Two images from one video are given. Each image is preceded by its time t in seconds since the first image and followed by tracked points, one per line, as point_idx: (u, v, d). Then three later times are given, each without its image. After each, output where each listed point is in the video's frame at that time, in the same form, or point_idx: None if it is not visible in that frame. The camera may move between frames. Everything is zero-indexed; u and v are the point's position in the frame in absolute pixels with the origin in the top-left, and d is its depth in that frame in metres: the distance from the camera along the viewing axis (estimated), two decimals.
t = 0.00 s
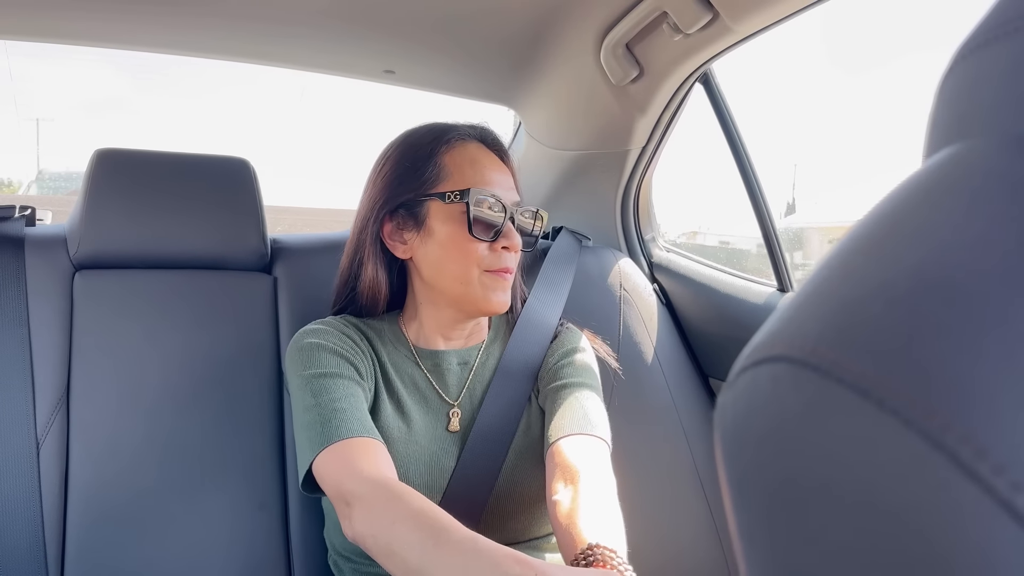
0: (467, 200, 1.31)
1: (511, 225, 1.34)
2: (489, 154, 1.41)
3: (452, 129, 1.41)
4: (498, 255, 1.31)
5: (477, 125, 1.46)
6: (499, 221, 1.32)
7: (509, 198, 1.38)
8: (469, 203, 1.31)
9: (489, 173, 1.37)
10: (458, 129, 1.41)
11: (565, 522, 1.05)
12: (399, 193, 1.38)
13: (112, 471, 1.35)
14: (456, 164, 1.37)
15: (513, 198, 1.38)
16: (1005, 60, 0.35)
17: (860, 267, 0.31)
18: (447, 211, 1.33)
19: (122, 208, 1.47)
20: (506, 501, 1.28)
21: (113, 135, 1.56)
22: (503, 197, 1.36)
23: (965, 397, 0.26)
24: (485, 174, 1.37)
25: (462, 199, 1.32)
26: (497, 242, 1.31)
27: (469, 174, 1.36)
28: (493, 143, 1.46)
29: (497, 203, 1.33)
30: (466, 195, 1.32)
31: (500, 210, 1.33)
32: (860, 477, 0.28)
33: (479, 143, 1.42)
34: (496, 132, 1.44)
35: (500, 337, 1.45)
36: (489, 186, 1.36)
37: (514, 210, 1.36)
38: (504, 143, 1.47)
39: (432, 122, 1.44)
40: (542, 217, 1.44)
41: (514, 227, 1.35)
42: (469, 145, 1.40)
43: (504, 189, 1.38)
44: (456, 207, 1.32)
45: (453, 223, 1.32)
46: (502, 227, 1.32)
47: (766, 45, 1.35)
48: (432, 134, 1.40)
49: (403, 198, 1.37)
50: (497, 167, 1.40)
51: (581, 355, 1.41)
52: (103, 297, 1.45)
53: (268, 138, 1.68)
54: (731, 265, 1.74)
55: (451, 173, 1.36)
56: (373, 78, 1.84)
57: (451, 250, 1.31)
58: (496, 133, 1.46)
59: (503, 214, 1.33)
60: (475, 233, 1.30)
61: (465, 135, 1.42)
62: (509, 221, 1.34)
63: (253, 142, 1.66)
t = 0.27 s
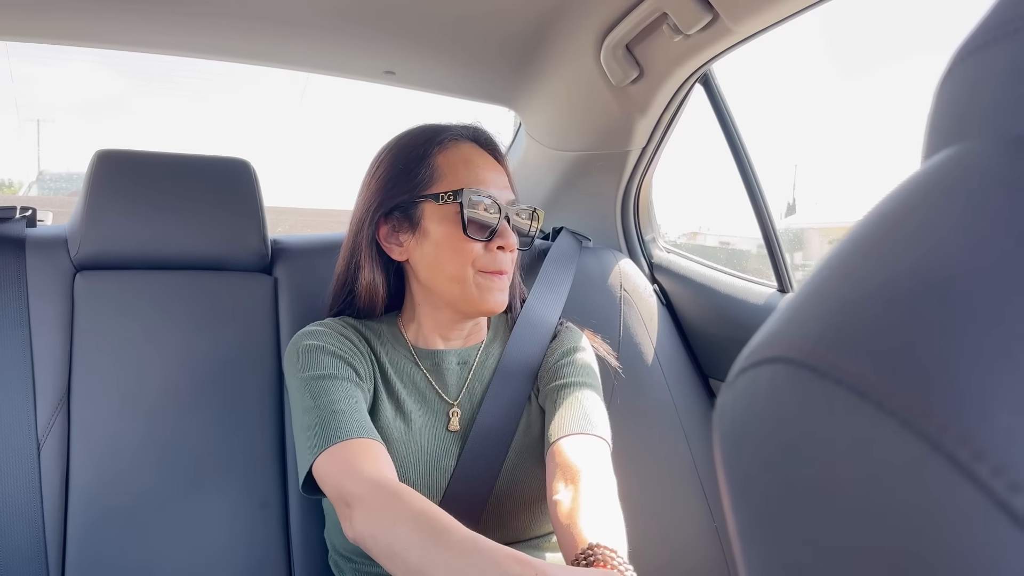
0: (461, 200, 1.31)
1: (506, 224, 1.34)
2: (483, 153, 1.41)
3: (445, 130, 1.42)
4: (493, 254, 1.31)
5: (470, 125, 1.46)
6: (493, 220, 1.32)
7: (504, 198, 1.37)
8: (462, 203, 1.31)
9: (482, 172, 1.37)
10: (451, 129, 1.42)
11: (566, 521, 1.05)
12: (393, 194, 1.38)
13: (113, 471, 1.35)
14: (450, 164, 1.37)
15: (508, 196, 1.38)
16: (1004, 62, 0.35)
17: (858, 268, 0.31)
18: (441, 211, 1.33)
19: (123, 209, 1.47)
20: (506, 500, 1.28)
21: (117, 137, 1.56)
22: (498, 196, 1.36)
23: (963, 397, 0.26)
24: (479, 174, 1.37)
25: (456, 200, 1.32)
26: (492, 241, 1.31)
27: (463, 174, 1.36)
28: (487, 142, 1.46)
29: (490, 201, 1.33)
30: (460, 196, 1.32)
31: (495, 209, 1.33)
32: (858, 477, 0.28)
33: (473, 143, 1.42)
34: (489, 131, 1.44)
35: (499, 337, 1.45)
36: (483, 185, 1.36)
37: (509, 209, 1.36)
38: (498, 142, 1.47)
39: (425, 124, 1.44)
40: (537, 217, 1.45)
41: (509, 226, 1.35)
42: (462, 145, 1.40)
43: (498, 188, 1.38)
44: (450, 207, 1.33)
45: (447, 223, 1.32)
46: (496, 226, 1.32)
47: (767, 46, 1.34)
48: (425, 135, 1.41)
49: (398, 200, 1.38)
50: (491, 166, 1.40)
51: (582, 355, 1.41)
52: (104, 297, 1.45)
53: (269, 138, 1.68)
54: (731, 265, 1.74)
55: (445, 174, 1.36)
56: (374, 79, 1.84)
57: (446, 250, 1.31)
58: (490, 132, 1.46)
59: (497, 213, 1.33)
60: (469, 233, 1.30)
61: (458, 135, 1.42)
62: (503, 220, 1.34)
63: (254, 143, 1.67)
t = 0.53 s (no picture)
0: (459, 200, 1.31)
1: (504, 224, 1.34)
2: (480, 153, 1.41)
3: (441, 130, 1.42)
4: (491, 254, 1.31)
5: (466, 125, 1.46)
6: (491, 220, 1.32)
7: (502, 197, 1.37)
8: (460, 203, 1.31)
9: (479, 172, 1.37)
10: (447, 130, 1.42)
11: (568, 521, 1.05)
12: (391, 196, 1.38)
13: (114, 472, 1.35)
14: (446, 165, 1.37)
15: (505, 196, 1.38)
16: (1005, 63, 0.35)
17: (860, 269, 0.31)
18: (439, 212, 1.33)
19: (124, 210, 1.47)
20: (506, 500, 1.28)
21: (117, 137, 1.56)
22: (496, 197, 1.36)
23: (964, 397, 0.26)
24: (476, 173, 1.37)
25: (454, 200, 1.32)
26: (490, 241, 1.31)
27: (459, 175, 1.36)
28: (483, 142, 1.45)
29: (488, 200, 1.33)
30: (458, 196, 1.32)
31: (493, 209, 1.33)
32: (859, 477, 0.28)
33: (469, 143, 1.42)
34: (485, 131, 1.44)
35: (499, 336, 1.46)
36: (480, 185, 1.36)
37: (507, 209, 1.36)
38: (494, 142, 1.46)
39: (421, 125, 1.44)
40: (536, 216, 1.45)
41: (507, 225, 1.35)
42: (459, 145, 1.40)
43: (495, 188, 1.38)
44: (447, 208, 1.33)
45: (446, 223, 1.32)
46: (494, 225, 1.32)
47: (767, 47, 1.35)
48: (421, 136, 1.41)
49: (395, 201, 1.38)
50: (487, 165, 1.40)
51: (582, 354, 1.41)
52: (105, 298, 1.46)
53: (270, 139, 1.69)
54: (732, 266, 1.74)
55: (442, 174, 1.36)
56: (375, 80, 1.85)
57: (444, 251, 1.32)
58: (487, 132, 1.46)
59: (494, 212, 1.33)
60: (467, 233, 1.31)
61: (454, 136, 1.42)
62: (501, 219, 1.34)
63: (255, 144, 1.67)
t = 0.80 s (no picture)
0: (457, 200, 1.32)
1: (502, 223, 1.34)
2: (477, 153, 1.42)
3: (438, 131, 1.42)
4: (490, 253, 1.31)
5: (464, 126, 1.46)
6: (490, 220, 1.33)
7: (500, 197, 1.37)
8: (458, 203, 1.32)
9: (477, 172, 1.38)
10: (445, 131, 1.42)
11: (570, 521, 1.05)
12: (389, 197, 1.39)
13: (115, 473, 1.35)
14: (445, 165, 1.37)
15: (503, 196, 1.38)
16: (1003, 64, 0.35)
17: (859, 269, 0.31)
18: (437, 212, 1.33)
19: (125, 211, 1.47)
20: (507, 500, 1.28)
21: (115, 137, 1.57)
22: (494, 197, 1.36)
23: (963, 397, 0.27)
24: (474, 174, 1.37)
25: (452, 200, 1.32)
26: (489, 240, 1.31)
27: (457, 175, 1.36)
28: (481, 142, 1.46)
29: (486, 200, 1.33)
30: (456, 196, 1.32)
31: (491, 209, 1.33)
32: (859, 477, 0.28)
33: (467, 143, 1.43)
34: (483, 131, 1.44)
35: (499, 336, 1.46)
36: (478, 185, 1.36)
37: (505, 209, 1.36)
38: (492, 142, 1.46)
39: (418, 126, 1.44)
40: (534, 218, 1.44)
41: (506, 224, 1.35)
42: (457, 145, 1.41)
43: (493, 188, 1.38)
44: (446, 208, 1.33)
45: (444, 224, 1.32)
46: (492, 225, 1.33)
47: (767, 48, 1.35)
48: (419, 137, 1.41)
49: (393, 202, 1.38)
50: (485, 165, 1.41)
51: (583, 354, 1.41)
52: (106, 299, 1.46)
53: (270, 140, 1.70)
54: (732, 266, 1.74)
55: (440, 175, 1.36)
56: (376, 81, 1.85)
57: (443, 251, 1.32)
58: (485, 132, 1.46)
59: (492, 212, 1.33)
60: (466, 233, 1.31)
61: (452, 137, 1.42)
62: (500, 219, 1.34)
63: (256, 145, 1.68)
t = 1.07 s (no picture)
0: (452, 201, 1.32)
1: (499, 223, 1.34)
2: (473, 153, 1.42)
3: (434, 132, 1.42)
4: (487, 252, 1.31)
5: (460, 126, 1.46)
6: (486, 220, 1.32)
7: (496, 198, 1.37)
8: (454, 204, 1.32)
9: (473, 173, 1.38)
10: (441, 131, 1.42)
11: (570, 520, 1.06)
12: (385, 198, 1.39)
13: (116, 473, 1.35)
14: (440, 166, 1.37)
15: (499, 197, 1.38)
16: (1002, 65, 0.35)
17: (860, 269, 0.31)
18: (433, 213, 1.33)
19: (125, 212, 1.47)
20: (507, 499, 1.28)
21: (117, 139, 1.58)
22: (490, 198, 1.36)
23: (963, 397, 0.27)
24: (470, 174, 1.37)
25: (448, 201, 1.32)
26: (485, 240, 1.31)
27: (453, 175, 1.36)
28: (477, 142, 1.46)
29: (482, 200, 1.33)
30: (452, 196, 1.32)
31: (487, 209, 1.33)
32: (859, 478, 0.28)
33: (463, 143, 1.42)
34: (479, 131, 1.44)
35: (498, 335, 1.46)
36: (473, 185, 1.36)
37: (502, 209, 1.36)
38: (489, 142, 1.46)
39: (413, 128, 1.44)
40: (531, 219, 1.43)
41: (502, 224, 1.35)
42: (453, 146, 1.41)
43: (489, 188, 1.38)
44: (442, 209, 1.33)
45: (440, 224, 1.33)
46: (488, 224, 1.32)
47: (768, 47, 1.35)
48: (414, 138, 1.41)
49: (390, 203, 1.38)
50: (481, 165, 1.41)
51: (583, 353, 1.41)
52: (106, 300, 1.46)
53: (270, 141, 1.70)
54: (732, 266, 1.75)
55: (436, 176, 1.36)
56: (377, 82, 1.85)
57: (440, 252, 1.32)
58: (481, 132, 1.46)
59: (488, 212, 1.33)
60: (462, 234, 1.31)
61: (448, 137, 1.42)
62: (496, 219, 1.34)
63: (256, 145, 1.68)
